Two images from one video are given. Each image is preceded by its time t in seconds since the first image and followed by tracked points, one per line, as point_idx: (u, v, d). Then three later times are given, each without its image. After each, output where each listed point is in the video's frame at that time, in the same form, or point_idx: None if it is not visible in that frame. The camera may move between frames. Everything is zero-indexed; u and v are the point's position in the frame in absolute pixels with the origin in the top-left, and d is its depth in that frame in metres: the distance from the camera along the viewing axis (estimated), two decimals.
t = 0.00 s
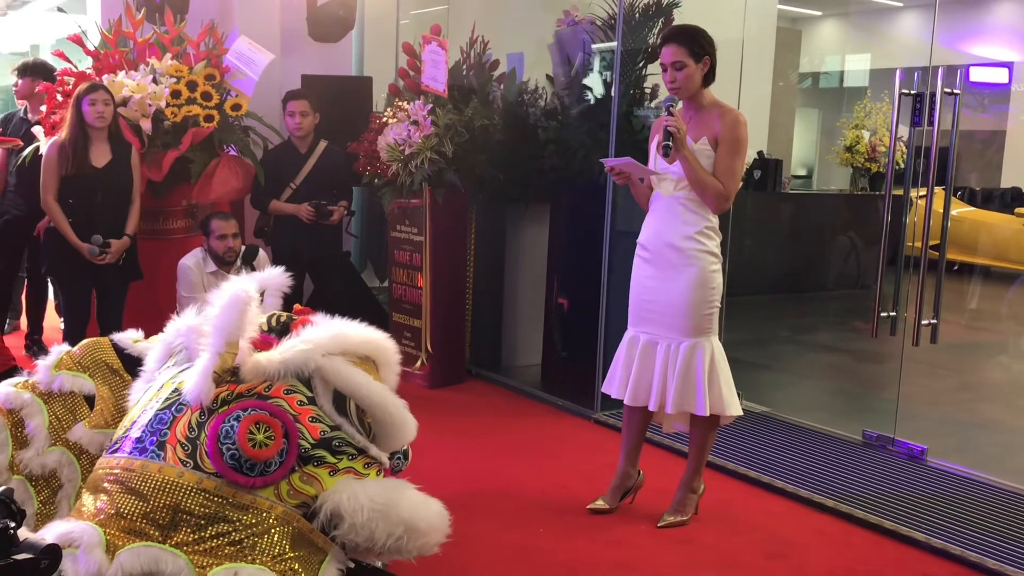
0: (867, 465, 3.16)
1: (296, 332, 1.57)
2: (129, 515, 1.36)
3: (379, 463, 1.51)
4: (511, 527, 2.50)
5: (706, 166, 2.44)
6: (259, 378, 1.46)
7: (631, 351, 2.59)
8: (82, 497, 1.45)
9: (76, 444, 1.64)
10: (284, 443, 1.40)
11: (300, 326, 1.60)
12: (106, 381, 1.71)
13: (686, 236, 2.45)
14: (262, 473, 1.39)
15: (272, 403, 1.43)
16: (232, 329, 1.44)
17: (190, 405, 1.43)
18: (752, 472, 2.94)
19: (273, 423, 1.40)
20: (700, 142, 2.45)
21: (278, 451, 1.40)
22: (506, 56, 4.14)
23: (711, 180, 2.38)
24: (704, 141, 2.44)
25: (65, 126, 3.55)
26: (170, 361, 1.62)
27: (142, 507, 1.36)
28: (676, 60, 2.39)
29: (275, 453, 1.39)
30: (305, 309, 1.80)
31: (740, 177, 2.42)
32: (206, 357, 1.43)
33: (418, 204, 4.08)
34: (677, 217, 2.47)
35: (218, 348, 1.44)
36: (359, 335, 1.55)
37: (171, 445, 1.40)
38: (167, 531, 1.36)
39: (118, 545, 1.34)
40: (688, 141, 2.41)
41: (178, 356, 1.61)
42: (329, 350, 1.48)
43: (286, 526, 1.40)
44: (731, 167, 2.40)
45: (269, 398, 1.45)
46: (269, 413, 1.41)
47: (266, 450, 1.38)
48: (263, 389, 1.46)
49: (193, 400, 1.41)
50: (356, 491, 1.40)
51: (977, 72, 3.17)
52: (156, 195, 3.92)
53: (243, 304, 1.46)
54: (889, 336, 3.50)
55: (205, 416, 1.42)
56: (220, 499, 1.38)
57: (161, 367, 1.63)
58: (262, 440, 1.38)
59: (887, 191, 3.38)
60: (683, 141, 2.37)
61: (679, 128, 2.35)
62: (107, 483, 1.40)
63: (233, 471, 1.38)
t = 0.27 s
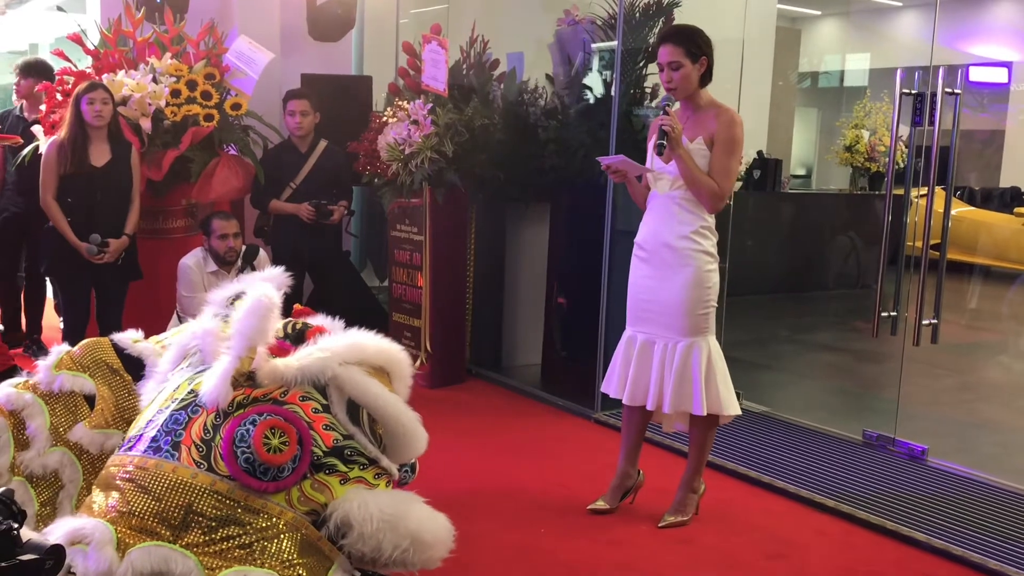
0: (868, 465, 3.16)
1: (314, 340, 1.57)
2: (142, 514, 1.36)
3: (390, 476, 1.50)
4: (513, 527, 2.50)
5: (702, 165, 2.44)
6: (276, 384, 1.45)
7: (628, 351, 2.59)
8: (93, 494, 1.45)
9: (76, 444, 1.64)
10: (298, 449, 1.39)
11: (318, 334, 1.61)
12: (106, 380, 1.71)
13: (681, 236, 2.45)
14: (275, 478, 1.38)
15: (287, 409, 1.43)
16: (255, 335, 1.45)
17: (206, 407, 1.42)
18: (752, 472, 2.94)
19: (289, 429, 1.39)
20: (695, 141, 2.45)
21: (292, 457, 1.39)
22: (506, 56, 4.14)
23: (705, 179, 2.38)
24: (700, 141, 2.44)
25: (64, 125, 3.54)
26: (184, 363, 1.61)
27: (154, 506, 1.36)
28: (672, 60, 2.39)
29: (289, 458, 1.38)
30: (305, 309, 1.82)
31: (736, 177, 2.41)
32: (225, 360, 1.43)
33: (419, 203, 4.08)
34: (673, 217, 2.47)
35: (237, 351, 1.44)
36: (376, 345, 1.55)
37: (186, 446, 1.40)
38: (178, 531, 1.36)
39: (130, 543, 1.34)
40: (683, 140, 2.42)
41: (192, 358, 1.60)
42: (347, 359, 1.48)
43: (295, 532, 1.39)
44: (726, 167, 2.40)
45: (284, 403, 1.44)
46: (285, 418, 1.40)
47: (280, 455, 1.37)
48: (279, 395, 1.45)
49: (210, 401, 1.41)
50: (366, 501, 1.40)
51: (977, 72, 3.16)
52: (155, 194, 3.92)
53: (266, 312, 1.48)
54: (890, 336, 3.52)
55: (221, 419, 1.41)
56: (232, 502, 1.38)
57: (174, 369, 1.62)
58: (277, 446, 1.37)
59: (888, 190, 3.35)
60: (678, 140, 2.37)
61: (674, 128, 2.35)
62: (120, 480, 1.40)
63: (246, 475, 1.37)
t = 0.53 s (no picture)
0: (864, 461, 3.17)
1: (326, 348, 1.55)
2: (149, 513, 1.34)
3: (395, 487, 1.49)
4: (513, 526, 2.50)
5: (689, 163, 2.45)
6: (289, 391, 1.44)
7: (619, 347, 2.60)
8: (97, 491, 1.42)
9: (74, 444, 1.64)
10: (308, 456, 1.38)
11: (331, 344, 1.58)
12: (103, 380, 1.70)
13: (669, 233, 2.46)
14: (283, 484, 1.37)
15: (297, 415, 1.41)
16: (273, 341, 1.41)
17: (217, 410, 1.40)
18: (749, 469, 2.95)
19: (299, 436, 1.37)
20: (682, 139, 2.45)
21: (300, 464, 1.37)
22: (500, 54, 4.14)
23: (691, 175, 2.39)
24: (687, 138, 2.45)
25: (58, 126, 3.54)
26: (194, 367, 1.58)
27: (162, 505, 1.34)
28: (658, 58, 2.40)
29: (298, 466, 1.37)
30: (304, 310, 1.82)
31: (723, 173, 2.42)
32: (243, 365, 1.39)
33: (413, 202, 4.06)
34: (661, 214, 2.48)
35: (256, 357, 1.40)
36: (388, 355, 1.53)
37: (196, 448, 1.38)
38: (184, 532, 1.34)
39: (136, 542, 1.32)
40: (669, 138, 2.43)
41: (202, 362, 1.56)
42: (359, 369, 1.46)
43: (300, 539, 1.38)
44: (713, 164, 2.40)
45: (295, 410, 1.42)
46: (296, 425, 1.38)
47: (290, 461, 1.36)
48: (290, 401, 1.43)
49: (222, 404, 1.37)
50: (372, 511, 1.39)
51: (969, 69, 3.16)
52: (149, 193, 3.91)
53: (288, 316, 1.43)
54: (885, 332, 3.52)
55: (232, 422, 1.39)
56: (239, 506, 1.36)
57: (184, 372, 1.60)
58: (288, 452, 1.35)
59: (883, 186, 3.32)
60: (664, 138, 2.38)
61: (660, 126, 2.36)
62: (127, 478, 1.38)
63: (255, 480, 1.36)
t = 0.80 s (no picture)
0: (863, 454, 3.18)
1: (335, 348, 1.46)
2: (153, 510, 1.26)
3: (399, 491, 1.40)
4: (512, 522, 2.49)
5: (672, 155, 2.44)
6: (296, 391, 1.35)
7: (606, 340, 2.60)
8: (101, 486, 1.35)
9: (70, 441, 1.62)
10: (315, 458, 1.30)
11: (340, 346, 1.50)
12: (98, 376, 1.67)
13: (653, 226, 2.45)
14: (289, 485, 1.29)
15: (303, 415, 1.33)
16: (290, 347, 1.31)
17: (225, 408, 1.33)
18: (747, 462, 2.95)
19: (306, 437, 1.29)
20: (665, 131, 2.45)
21: (307, 466, 1.29)
22: (495, 47, 4.12)
23: (674, 168, 2.38)
24: (670, 130, 2.44)
25: (50, 122, 3.51)
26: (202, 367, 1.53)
27: (167, 502, 1.26)
28: (639, 50, 2.38)
29: (304, 467, 1.29)
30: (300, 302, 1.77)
31: (706, 165, 2.41)
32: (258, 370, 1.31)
33: (409, 197, 4.08)
34: (646, 207, 2.48)
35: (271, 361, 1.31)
36: (399, 359, 1.44)
37: (203, 445, 1.30)
38: (188, 531, 1.26)
39: (140, 539, 1.24)
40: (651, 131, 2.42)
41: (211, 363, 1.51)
42: (369, 372, 1.37)
43: (303, 540, 1.30)
44: (696, 156, 2.39)
45: (301, 411, 1.34)
46: (302, 425, 1.30)
47: (297, 462, 1.28)
48: (297, 402, 1.35)
49: (231, 403, 1.30)
50: (376, 515, 1.31)
51: (963, 61, 3.16)
52: (143, 189, 3.89)
53: (306, 325, 1.34)
54: (882, 325, 3.54)
55: (240, 421, 1.31)
56: (244, 505, 1.28)
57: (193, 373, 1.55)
58: (295, 453, 1.28)
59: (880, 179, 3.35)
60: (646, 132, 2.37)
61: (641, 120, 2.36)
62: (132, 474, 1.30)
63: (261, 480, 1.28)
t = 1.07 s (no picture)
0: (859, 447, 3.19)
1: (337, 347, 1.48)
2: (157, 504, 1.25)
3: (401, 493, 1.41)
4: (510, 516, 2.49)
5: (654, 147, 2.44)
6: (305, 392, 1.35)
7: (592, 332, 2.60)
8: (104, 481, 1.34)
9: (67, 434, 1.61)
10: (319, 456, 1.30)
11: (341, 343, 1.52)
12: (95, 370, 1.67)
13: (637, 218, 2.46)
14: (293, 484, 1.28)
15: (309, 414, 1.33)
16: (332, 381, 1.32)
17: (232, 405, 1.33)
18: (744, 455, 2.97)
19: (311, 436, 1.30)
20: (647, 124, 2.44)
21: (311, 464, 1.29)
22: (491, 41, 4.12)
23: (657, 160, 2.38)
24: (652, 122, 2.44)
25: (43, 115, 3.49)
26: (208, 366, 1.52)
27: (172, 497, 1.26)
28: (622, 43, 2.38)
29: (309, 465, 1.28)
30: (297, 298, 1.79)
31: (688, 157, 2.41)
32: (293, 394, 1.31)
33: (406, 190, 4.03)
34: (631, 199, 2.48)
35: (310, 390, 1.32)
36: (401, 360, 1.47)
37: (209, 441, 1.30)
38: (192, 527, 1.25)
39: (144, 533, 1.23)
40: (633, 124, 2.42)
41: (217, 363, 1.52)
42: (373, 372, 1.40)
43: (305, 539, 1.29)
44: (679, 148, 2.40)
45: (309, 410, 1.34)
46: (307, 424, 1.31)
47: (302, 460, 1.28)
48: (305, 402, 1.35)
49: (238, 403, 1.31)
50: (379, 516, 1.31)
51: (959, 54, 3.16)
52: (139, 182, 3.87)
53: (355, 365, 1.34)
54: (879, 318, 3.56)
55: (246, 419, 1.31)
56: (248, 502, 1.28)
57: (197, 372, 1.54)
58: (300, 452, 1.28)
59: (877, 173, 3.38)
60: (628, 125, 2.37)
61: (623, 112, 2.35)
62: (136, 468, 1.30)
63: (266, 478, 1.27)
